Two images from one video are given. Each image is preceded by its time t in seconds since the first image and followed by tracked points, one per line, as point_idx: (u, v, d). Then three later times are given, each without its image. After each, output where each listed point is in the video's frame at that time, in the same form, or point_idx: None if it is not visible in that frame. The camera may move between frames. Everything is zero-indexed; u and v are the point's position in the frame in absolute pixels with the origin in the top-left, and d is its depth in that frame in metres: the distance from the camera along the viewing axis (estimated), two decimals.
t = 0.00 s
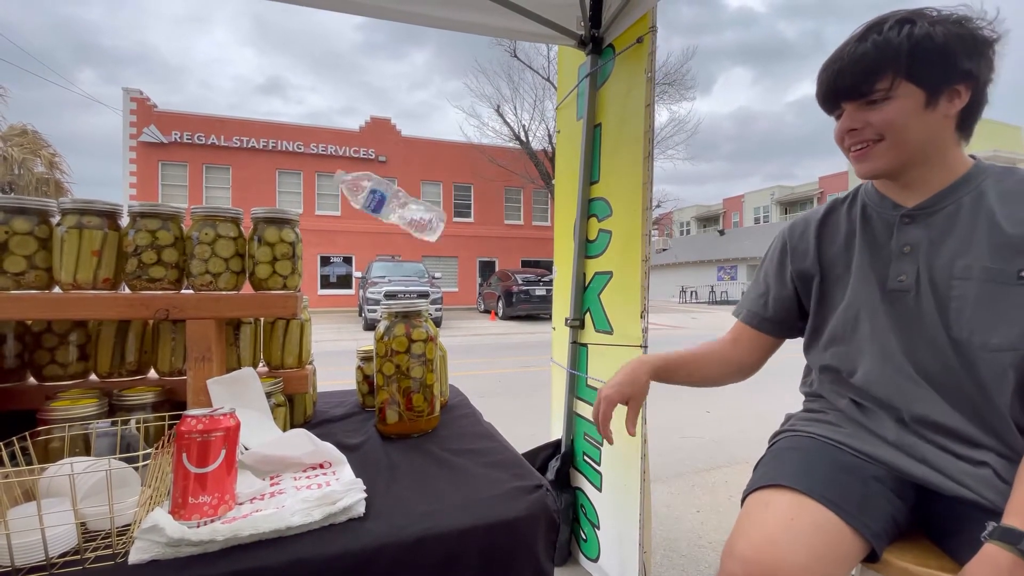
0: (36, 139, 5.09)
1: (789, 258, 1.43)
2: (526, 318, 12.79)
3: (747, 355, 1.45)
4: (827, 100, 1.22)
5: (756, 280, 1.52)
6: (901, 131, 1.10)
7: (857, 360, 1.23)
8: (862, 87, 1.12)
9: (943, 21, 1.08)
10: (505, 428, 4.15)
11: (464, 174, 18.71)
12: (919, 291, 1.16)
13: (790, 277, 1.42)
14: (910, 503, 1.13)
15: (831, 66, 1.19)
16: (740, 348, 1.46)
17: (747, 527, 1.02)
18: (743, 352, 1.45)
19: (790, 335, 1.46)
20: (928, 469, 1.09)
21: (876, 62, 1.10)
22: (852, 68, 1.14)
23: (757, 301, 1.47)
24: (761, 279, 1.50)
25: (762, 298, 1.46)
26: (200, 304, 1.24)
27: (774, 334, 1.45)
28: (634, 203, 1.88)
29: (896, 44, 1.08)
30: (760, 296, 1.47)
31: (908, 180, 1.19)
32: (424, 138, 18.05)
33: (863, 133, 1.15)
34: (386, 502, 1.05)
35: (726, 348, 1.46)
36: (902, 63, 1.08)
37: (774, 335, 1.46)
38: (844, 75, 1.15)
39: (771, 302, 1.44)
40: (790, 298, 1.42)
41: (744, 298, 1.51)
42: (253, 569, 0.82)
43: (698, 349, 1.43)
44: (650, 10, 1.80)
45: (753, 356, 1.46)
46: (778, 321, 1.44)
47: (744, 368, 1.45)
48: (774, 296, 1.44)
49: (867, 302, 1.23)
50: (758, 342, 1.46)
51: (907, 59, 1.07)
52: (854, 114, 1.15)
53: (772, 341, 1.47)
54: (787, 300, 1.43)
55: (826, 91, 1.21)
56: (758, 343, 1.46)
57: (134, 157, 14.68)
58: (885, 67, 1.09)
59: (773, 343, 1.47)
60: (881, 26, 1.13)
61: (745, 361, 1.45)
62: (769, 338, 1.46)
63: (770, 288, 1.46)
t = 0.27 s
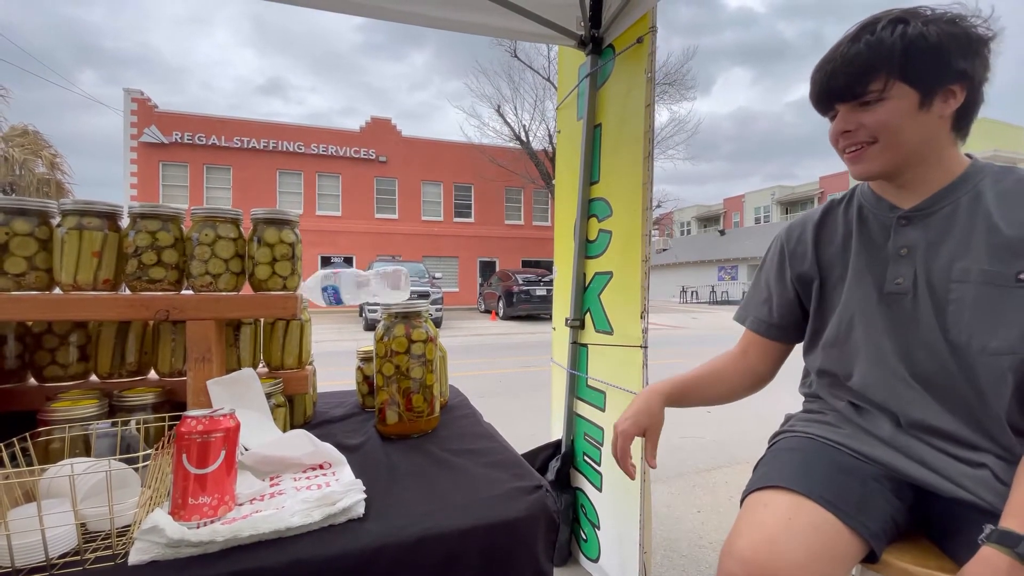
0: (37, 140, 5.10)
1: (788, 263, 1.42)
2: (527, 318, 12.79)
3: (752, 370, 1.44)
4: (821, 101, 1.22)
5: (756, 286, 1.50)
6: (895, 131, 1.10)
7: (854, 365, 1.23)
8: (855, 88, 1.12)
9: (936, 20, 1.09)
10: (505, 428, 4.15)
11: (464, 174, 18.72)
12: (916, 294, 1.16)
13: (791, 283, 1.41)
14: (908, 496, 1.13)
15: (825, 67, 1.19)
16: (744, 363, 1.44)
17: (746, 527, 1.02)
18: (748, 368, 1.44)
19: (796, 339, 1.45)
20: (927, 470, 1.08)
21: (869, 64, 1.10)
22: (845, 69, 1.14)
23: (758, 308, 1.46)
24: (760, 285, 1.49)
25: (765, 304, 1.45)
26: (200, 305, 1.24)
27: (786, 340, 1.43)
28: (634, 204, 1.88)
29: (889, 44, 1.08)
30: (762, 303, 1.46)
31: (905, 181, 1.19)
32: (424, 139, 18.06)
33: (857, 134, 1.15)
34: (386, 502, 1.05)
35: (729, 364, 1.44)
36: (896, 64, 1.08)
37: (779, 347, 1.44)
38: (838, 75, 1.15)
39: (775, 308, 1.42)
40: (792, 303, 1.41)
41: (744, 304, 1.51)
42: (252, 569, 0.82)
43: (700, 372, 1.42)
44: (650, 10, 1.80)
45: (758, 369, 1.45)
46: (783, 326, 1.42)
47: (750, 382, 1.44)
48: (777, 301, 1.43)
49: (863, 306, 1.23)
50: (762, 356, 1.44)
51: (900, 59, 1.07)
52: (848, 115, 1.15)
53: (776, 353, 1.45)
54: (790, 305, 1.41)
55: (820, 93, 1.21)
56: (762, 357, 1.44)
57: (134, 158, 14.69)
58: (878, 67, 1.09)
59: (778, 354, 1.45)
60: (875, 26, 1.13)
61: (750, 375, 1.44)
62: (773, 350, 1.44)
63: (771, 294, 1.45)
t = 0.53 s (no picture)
0: (40, 141, 5.12)
1: (783, 270, 1.42)
2: (529, 318, 12.79)
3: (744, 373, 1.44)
4: (807, 101, 1.21)
5: (749, 290, 1.51)
6: (883, 132, 1.10)
7: (852, 370, 1.23)
8: (841, 88, 1.11)
9: (921, 19, 1.08)
10: (508, 428, 4.15)
11: (466, 174, 18.73)
12: (912, 298, 1.16)
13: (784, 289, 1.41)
14: (912, 498, 1.13)
15: (811, 67, 1.18)
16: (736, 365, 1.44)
17: (749, 526, 1.02)
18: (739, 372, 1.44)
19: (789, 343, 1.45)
20: (932, 472, 1.08)
21: (853, 65, 1.09)
22: (830, 69, 1.13)
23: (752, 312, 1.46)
24: (753, 292, 1.49)
25: (758, 309, 1.45)
26: (206, 306, 1.25)
27: (778, 343, 1.43)
28: (636, 204, 1.88)
29: (875, 43, 1.07)
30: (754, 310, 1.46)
31: (894, 181, 1.18)
32: (426, 139, 18.08)
33: (844, 134, 1.14)
34: (390, 502, 1.05)
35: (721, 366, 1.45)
36: (881, 63, 1.07)
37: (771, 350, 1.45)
38: (823, 76, 1.14)
39: (768, 313, 1.43)
40: (784, 308, 1.41)
41: (737, 310, 1.50)
42: (258, 568, 0.82)
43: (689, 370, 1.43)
44: (653, 10, 1.80)
45: (750, 371, 1.45)
46: (776, 330, 1.42)
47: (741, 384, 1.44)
48: (771, 306, 1.43)
49: (859, 312, 1.22)
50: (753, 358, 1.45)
51: (886, 58, 1.06)
52: (835, 115, 1.14)
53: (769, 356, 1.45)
54: (784, 310, 1.42)
55: (807, 93, 1.20)
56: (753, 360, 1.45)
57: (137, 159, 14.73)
58: (864, 67, 1.08)
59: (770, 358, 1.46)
60: (860, 25, 1.13)
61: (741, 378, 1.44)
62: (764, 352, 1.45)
63: (764, 300, 1.44)
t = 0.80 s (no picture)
0: (46, 141, 5.13)
1: (752, 266, 1.43)
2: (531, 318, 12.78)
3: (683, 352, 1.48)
4: (773, 107, 1.22)
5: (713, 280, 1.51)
6: (847, 136, 1.10)
7: (848, 376, 1.20)
8: (803, 95, 1.12)
9: (876, 22, 1.08)
10: (511, 428, 4.15)
11: (469, 174, 18.74)
12: (892, 302, 1.15)
13: (750, 284, 1.43)
14: (911, 502, 1.13)
15: (774, 74, 1.19)
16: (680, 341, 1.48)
17: (750, 529, 1.02)
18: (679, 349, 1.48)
19: (737, 332, 1.48)
20: (931, 477, 1.07)
21: (813, 72, 1.10)
22: (792, 75, 1.13)
23: (709, 300, 1.48)
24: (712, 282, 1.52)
25: (714, 297, 1.47)
26: (210, 305, 1.25)
27: (725, 331, 1.47)
28: (639, 204, 1.88)
29: (831, 49, 1.08)
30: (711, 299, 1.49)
31: (866, 182, 1.18)
32: (429, 139, 18.09)
33: (810, 139, 1.15)
34: (393, 501, 1.05)
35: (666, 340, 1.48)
36: (839, 69, 1.07)
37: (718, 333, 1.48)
38: (785, 84, 1.15)
39: (727, 302, 1.45)
40: (740, 299, 1.44)
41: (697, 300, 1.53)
42: (262, 567, 0.82)
43: (633, 332, 1.47)
44: (655, 9, 1.80)
45: (683, 349, 1.48)
46: (724, 317, 1.45)
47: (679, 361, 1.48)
48: (730, 299, 1.45)
49: (843, 316, 1.21)
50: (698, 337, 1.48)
51: (844, 63, 1.07)
52: (800, 120, 1.15)
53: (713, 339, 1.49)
54: (745, 304, 1.44)
55: (772, 99, 1.20)
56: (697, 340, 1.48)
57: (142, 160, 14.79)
58: (823, 73, 1.09)
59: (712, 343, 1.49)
60: (817, 31, 1.13)
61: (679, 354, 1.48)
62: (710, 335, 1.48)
63: (725, 292, 1.46)
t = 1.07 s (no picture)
0: (56, 143, 5.19)
1: (741, 259, 1.42)
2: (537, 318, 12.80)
3: (663, 342, 1.49)
4: (787, 88, 1.15)
5: (702, 272, 1.52)
6: (872, 120, 1.06)
7: (839, 375, 1.19)
8: (832, 73, 1.06)
9: (898, 5, 1.06)
10: (517, 428, 4.15)
11: (474, 174, 18.76)
12: (886, 299, 1.13)
13: (738, 278, 1.44)
14: (911, 506, 1.12)
15: (791, 53, 1.12)
16: (662, 329, 1.50)
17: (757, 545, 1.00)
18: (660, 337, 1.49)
19: (724, 329, 1.50)
20: (925, 482, 1.06)
21: (843, 49, 1.04)
22: (815, 53, 1.07)
23: (697, 294, 1.49)
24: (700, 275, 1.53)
25: (701, 291, 1.48)
26: (216, 306, 1.26)
27: (709, 326, 1.50)
28: (644, 203, 1.87)
29: (862, 28, 1.03)
30: (697, 293, 1.50)
31: (874, 175, 1.16)
32: (434, 139, 18.13)
33: (834, 124, 1.09)
34: (398, 502, 1.05)
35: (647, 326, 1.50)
36: (871, 48, 1.03)
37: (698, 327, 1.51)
38: (811, 60, 1.08)
39: (713, 296, 1.46)
40: (726, 294, 1.46)
41: (684, 293, 1.54)
42: (266, 567, 0.83)
43: (619, 312, 1.50)
44: (660, 7, 1.79)
45: (670, 341, 1.50)
46: (710, 312, 1.47)
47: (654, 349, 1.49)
48: (716, 293, 1.46)
49: (836, 314, 1.20)
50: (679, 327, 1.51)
51: (875, 44, 1.03)
52: (823, 103, 1.09)
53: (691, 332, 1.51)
54: (731, 298, 1.45)
55: (784, 84, 1.15)
56: (677, 330, 1.51)
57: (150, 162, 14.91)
58: (855, 52, 1.04)
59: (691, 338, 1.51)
60: (839, 9, 1.08)
61: (657, 342, 1.49)
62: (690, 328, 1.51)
63: (712, 286, 1.47)
